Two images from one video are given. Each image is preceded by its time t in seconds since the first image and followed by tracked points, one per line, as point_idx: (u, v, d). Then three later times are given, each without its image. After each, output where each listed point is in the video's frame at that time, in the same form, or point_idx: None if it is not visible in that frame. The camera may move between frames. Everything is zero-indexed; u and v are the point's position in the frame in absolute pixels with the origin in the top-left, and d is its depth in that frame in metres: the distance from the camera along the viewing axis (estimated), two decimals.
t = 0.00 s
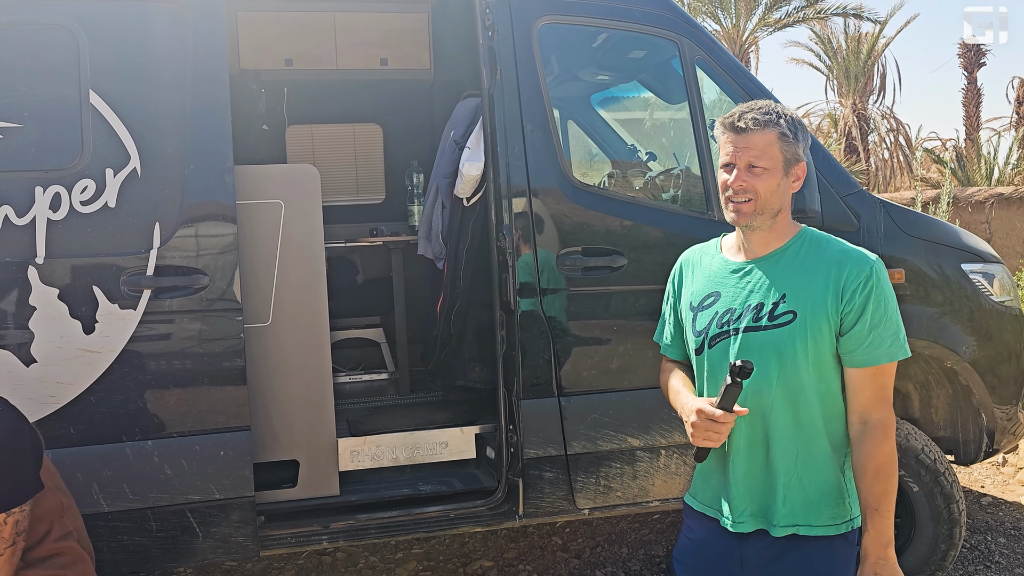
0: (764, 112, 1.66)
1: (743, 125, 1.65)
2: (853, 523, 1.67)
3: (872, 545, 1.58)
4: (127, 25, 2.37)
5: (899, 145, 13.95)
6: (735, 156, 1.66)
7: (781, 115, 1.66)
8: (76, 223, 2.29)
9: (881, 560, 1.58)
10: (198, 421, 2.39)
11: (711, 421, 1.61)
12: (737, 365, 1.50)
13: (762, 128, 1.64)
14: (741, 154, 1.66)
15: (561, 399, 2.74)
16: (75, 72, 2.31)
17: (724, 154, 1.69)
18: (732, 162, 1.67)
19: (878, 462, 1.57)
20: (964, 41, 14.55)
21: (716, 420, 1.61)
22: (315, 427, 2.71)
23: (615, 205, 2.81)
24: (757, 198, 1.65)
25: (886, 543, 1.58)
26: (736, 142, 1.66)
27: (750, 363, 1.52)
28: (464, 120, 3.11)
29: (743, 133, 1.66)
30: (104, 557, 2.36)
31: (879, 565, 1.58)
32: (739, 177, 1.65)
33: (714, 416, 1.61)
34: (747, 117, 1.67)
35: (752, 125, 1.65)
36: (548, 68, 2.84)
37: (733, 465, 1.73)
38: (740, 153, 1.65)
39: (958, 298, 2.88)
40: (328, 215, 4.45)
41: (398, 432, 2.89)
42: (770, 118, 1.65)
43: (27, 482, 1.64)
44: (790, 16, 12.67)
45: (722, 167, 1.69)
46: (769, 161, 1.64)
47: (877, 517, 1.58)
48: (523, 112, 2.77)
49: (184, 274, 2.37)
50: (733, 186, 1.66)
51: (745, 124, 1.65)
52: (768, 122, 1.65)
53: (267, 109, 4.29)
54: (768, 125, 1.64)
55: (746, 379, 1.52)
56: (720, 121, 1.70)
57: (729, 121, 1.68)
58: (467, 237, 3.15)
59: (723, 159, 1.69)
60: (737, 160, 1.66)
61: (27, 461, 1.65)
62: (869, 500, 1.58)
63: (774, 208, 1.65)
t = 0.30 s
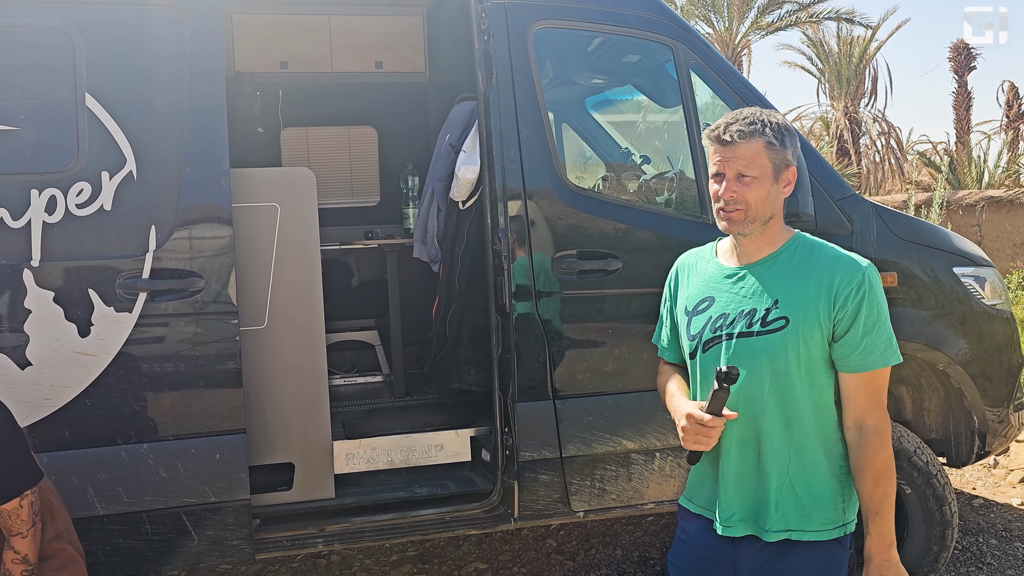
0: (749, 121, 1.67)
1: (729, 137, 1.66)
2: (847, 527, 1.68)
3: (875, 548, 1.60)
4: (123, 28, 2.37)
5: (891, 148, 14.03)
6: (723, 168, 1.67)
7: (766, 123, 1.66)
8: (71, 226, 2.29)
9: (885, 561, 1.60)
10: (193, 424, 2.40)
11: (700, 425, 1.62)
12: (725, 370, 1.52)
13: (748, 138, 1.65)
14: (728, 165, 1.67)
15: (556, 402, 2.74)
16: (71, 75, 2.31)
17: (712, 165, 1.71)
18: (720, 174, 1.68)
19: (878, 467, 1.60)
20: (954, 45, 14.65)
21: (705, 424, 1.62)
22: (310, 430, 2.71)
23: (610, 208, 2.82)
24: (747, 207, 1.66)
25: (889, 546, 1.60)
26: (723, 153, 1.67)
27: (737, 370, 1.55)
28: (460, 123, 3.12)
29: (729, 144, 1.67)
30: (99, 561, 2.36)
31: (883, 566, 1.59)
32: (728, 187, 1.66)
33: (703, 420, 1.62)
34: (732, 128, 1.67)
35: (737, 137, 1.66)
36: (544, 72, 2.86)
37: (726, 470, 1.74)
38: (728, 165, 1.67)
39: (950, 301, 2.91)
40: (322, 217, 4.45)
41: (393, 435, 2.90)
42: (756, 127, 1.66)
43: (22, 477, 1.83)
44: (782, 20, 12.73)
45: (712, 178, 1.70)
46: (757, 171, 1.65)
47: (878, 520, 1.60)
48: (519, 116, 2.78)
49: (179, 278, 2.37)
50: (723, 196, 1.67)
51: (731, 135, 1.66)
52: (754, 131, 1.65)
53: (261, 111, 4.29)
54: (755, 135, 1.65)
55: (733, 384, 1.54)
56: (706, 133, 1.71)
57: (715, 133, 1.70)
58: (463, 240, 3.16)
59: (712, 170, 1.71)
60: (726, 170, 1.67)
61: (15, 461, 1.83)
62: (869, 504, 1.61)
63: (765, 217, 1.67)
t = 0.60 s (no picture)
0: (750, 119, 1.69)
1: (731, 133, 1.67)
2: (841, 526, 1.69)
3: (855, 543, 1.60)
4: (121, 29, 2.37)
5: (885, 149, 14.08)
6: (723, 164, 1.68)
7: (766, 122, 1.68)
8: (69, 227, 2.29)
9: (864, 558, 1.59)
10: (191, 426, 2.40)
11: (699, 422, 1.63)
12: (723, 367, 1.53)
13: (749, 136, 1.67)
14: (728, 161, 1.68)
15: (554, 402, 2.75)
16: (69, 76, 2.31)
17: (712, 162, 1.71)
18: (721, 170, 1.69)
19: (865, 464, 1.60)
20: (947, 47, 14.73)
21: (703, 422, 1.63)
22: (308, 431, 2.71)
23: (607, 209, 2.83)
24: (746, 204, 1.67)
25: (869, 542, 1.59)
26: (724, 149, 1.69)
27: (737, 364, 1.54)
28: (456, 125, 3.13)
29: (730, 141, 1.69)
30: (97, 562, 2.36)
31: (861, 562, 1.59)
32: (729, 183, 1.67)
33: (701, 417, 1.63)
34: (733, 125, 1.69)
35: (739, 133, 1.67)
36: (541, 73, 2.87)
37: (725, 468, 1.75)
38: (728, 161, 1.68)
39: (944, 302, 2.92)
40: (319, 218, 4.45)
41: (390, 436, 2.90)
42: (756, 125, 1.67)
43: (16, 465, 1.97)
44: (777, 21, 12.77)
45: (711, 174, 1.71)
46: (757, 168, 1.66)
47: (861, 515, 1.60)
48: (517, 117, 2.79)
49: (177, 279, 2.37)
50: (723, 192, 1.68)
51: (733, 131, 1.67)
52: (755, 129, 1.67)
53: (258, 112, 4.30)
54: (755, 132, 1.67)
55: (733, 379, 1.54)
56: (706, 130, 1.72)
57: (715, 129, 1.70)
58: (460, 242, 3.16)
59: (711, 166, 1.71)
60: (726, 167, 1.68)
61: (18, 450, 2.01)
62: (855, 499, 1.60)
63: (763, 215, 1.68)
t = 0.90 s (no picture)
0: (742, 118, 1.68)
1: (723, 133, 1.67)
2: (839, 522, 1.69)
3: (856, 540, 1.60)
4: (117, 26, 2.36)
5: (880, 148, 14.11)
6: (717, 164, 1.69)
7: (758, 119, 1.67)
8: (66, 226, 2.28)
9: (864, 554, 1.60)
10: (189, 425, 2.39)
11: (700, 415, 1.63)
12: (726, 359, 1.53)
13: (741, 134, 1.66)
14: (722, 161, 1.68)
15: (552, 400, 2.75)
16: (65, 74, 2.30)
17: (707, 161, 1.72)
18: (715, 169, 1.69)
19: (865, 459, 1.60)
20: (942, 46, 14.76)
21: (705, 414, 1.63)
22: (306, 430, 2.70)
23: (604, 207, 2.83)
24: (743, 202, 1.67)
25: (870, 539, 1.60)
26: (717, 149, 1.68)
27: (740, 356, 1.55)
28: (454, 123, 3.13)
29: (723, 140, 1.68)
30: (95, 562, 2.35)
31: (861, 558, 1.59)
32: (724, 182, 1.67)
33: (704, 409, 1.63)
34: (725, 124, 1.69)
35: (731, 132, 1.67)
36: (539, 71, 2.86)
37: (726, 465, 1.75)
38: (722, 160, 1.68)
39: (942, 300, 2.93)
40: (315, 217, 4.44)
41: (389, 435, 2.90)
42: (749, 123, 1.67)
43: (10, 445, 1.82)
44: (772, 20, 12.78)
45: (707, 174, 1.71)
46: (751, 166, 1.66)
47: (861, 511, 1.61)
48: (515, 115, 2.78)
49: (175, 277, 2.36)
50: (719, 192, 1.68)
51: (725, 131, 1.67)
52: (747, 127, 1.66)
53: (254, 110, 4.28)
54: (748, 130, 1.66)
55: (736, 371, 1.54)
56: (699, 129, 1.72)
57: (708, 130, 1.70)
58: (457, 240, 3.16)
59: (706, 166, 1.72)
60: (720, 166, 1.68)
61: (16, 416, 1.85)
62: (854, 496, 1.61)
63: (760, 212, 1.68)
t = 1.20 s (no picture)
0: (711, 134, 1.66)
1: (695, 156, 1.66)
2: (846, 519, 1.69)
3: (868, 538, 1.60)
4: (116, 22, 2.35)
5: (881, 143, 14.08)
6: (699, 183, 1.68)
7: (729, 131, 1.64)
8: (66, 223, 2.27)
9: (877, 552, 1.60)
10: (191, 422, 2.39)
11: (708, 412, 1.62)
12: (731, 356, 1.52)
13: (715, 151, 1.64)
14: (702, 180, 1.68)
15: (554, 396, 2.75)
16: (65, 71, 2.29)
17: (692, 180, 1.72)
18: (699, 188, 1.69)
19: (872, 457, 1.59)
20: (942, 40, 14.72)
21: (711, 412, 1.62)
22: (307, 427, 2.70)
23: (606, 203, 2.82)
24: (733, 213, 1.66)
25: (882, 537, 1.60)
26: (696, 169, 1.68)
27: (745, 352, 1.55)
28: (455, 119, 3.11)
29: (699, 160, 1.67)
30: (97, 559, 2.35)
31: (874, 556, 1.59)
32: (708, 201, 1.68)
33: (710, 407, 1.62)
34: (697, 143, 1.67)
35: (702, 153, 1.65)
36: (540, 67, 2.85)
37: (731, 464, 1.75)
38: (702, 179, 1.67)
39: (944, 295, 2.92)
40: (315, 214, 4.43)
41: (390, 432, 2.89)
42: (720, 138, 1.64)
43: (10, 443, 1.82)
44: (772, 15, 12.74)
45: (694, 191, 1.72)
46: (732, 179, 1.64)
47: (871, 509, 1.60)
48: (516, 110, 2.78)
49: (175, 274, 2.35)
50: (708, 209, 1.69)
51: (697, 153, 1.66)
52: (718, 143, 1.64)
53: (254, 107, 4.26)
54: (720, 146, 1.64)
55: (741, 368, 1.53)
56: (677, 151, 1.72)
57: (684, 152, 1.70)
58: (458, 237, 3.16)
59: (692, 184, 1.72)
60: (703, 184, 1.68)
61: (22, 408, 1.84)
62: (863, 493, 1.60)
63: (754, 218, 1.66)
